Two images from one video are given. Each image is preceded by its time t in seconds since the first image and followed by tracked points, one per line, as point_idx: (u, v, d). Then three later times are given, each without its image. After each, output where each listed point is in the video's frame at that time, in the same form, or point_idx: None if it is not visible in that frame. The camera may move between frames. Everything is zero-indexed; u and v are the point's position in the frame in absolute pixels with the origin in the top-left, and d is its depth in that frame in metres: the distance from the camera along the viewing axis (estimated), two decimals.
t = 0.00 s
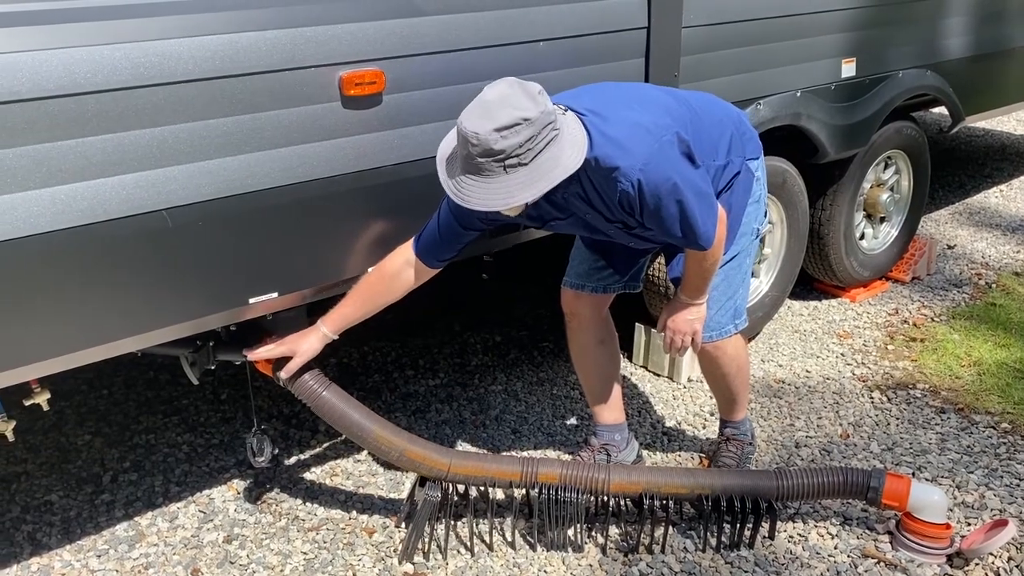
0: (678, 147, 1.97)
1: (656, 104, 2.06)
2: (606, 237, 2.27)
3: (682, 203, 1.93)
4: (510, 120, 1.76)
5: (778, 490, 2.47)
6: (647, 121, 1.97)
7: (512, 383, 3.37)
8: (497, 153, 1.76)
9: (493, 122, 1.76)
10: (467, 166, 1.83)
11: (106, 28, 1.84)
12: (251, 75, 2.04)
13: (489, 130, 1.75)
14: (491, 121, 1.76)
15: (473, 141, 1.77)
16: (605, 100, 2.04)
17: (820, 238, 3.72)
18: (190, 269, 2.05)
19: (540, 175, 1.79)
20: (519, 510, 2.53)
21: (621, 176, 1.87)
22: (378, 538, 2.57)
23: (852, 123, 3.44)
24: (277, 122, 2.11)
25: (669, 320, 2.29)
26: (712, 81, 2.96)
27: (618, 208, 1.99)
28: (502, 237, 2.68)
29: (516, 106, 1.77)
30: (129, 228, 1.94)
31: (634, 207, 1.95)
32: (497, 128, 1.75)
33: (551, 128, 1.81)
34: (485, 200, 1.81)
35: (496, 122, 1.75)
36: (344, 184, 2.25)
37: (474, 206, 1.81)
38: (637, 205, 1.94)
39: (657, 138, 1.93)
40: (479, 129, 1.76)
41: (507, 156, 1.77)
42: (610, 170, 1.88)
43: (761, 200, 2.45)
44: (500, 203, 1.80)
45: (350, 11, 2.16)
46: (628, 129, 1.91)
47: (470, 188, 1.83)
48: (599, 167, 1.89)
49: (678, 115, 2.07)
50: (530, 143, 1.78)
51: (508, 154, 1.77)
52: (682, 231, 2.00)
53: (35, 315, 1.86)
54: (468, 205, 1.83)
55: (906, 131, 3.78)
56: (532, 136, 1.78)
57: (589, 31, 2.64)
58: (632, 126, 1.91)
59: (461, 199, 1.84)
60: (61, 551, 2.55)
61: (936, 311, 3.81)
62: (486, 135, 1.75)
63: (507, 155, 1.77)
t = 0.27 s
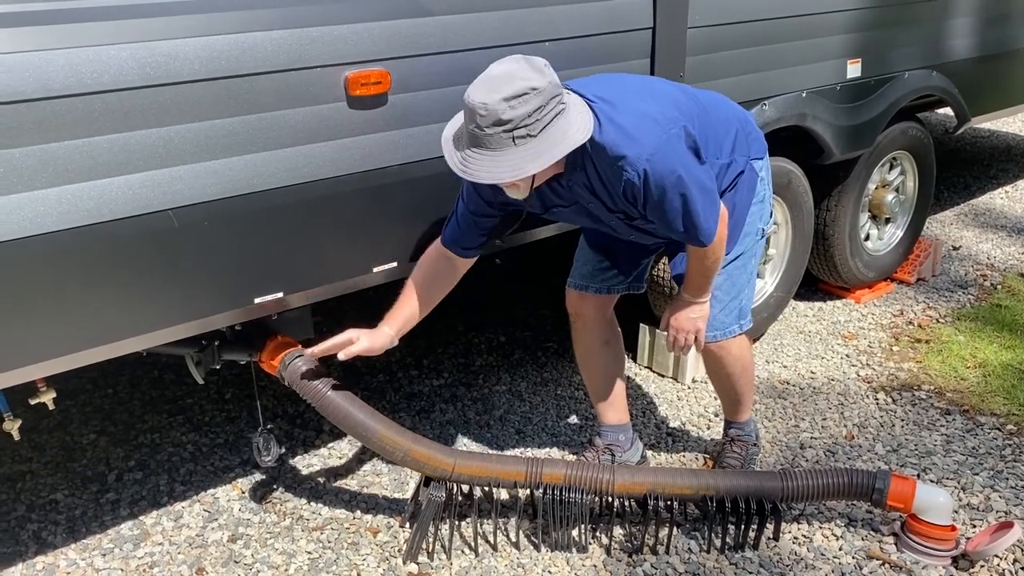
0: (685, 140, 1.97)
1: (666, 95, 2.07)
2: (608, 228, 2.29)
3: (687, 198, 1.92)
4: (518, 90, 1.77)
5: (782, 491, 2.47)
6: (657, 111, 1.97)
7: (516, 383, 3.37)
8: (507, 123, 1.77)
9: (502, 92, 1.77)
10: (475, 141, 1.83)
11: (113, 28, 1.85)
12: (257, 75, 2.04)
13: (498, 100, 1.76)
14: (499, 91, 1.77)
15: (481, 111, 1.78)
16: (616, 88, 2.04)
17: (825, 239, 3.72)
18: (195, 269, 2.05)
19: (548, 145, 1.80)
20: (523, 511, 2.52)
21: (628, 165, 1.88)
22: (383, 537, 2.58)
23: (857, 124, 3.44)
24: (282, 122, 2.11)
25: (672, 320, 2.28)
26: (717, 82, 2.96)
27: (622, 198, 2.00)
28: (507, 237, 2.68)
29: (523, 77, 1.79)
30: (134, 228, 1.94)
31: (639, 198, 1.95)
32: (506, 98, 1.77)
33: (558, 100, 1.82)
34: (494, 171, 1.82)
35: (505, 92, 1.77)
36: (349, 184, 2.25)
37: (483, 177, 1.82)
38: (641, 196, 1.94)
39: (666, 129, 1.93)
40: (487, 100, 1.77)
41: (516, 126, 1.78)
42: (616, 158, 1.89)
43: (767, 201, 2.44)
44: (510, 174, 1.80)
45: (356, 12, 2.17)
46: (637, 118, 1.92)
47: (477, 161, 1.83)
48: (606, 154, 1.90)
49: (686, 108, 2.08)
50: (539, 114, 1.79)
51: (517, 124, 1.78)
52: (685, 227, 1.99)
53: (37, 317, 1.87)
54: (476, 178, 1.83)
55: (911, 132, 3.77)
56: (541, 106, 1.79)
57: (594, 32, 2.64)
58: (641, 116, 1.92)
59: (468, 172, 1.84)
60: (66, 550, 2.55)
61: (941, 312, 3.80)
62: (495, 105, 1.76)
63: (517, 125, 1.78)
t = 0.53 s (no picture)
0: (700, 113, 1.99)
1: (684, 73, 2.10)
2: (622, 215, 2.30)
3: (702, 168, 1.92)
4: (523, 36, 1.88)
5: (794, 492, 2.47)
6: (673, 83, 2.00)
7: (525, 382, 3.36)
8: (524, 60, 1.85)
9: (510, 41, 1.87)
10: (494, 97, 1.88)
11: (126, 25, 1.85)
12: (269, 73, 2.04)
13: (510, 45, 1.85)
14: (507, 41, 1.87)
15: (498, 60, 1.85)
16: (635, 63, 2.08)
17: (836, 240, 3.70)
18: (207, 267, 2.05)
19: (568, 79, 1.88)
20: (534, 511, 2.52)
21: (641, 131, 1.90)
22: (392, 536, 2.57)
23: (868, 124, 3.42)
24: (294, 121, 2.11)
25: (690, 312, 2.26)
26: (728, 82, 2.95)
27: (636, 170, 2.01)
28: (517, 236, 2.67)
29: (524, 29, 1.91)
30: (146, 226, 1.94)
31: (652, 168, 1.96)
32: (516, 44, 1.86)
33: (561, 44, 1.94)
34: (526, 109, 1.85)
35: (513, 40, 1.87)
36: (361, 183, 2.25)
37: (517, 119, 1.84)
38: (654, 166, 1.95)
39: (681, 99, 1.95)
40: (501, 48, 1.86)
41: (532, 64, 1.86)
42: (630, 124, 1.91)
43: (784, 196, 2.42)
44: (542, 106, 1.84)
45: (368, 10, 2.16)
46: (653, 87, 1.94)
47: (507, 110, 1.87)
48: (619, 121, 1.92)
49: (704, 88, 2.10)
50: (549, 52, 1.89)
51: (534, 61, 1.86)
52: (699, 201, 1.98)
53: (46, 316, 1.87)
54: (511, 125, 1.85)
55: (922, 132, 3.76)
56: (548, 46, 1.89)
57: (605, 31, 2.64)
58: (657, 85, 1.95)
59: (502, 124, 1.86)
60: (76, 547, 2.56)
61: (952, 313, 3.79)
62: (508, 48, 1.85)
63: (533, 62, 1.86)
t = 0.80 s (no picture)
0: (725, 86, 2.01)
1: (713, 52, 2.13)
2: (643, 196, 2.32)
3: (726, 136, 1.93)
4: None
5: (810, 492, 2.46)
6: (700, 56, 2.03)
7: (539, 381, 3.36)
8: (548, 13, 1.89)
9: None
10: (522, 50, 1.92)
11: (147, 22, 1.85)
12: (289, 71, 2.04)
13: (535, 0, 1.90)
14: None
15: (523, 15, 1.90)
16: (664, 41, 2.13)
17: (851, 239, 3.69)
18: (224, 264, 2.05)
19: (592, 33, 1.90)
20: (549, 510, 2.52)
21: (666, 96, 1.93)
22: (407, 534, 2.57)
23: (885, 123, 3.41)
24: (313, 118, 2.11)
25: (718, 301, 2.27)
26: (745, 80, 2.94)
27: (661, 140, 2.03)
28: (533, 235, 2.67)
29: None
30: (166, 223, 1.95)
31: (676, 136, 1.97)
32: None
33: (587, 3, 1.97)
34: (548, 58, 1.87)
35: None
36: (378, 180, 2.25)
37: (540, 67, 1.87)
38: (677, 134, 1.97)
39: (706, 69, 1.98)
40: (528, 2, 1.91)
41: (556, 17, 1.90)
42: (655, 90, 1.94)
43: (810, 190, 2.40)
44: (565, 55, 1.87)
45: (387, 7, 2.16)
46: (679, 56, 1.98)
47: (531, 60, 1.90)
48: (645, 87, 1.96)
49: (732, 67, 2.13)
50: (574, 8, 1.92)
51: (558, 14, 1.89)
52: (723, 172, 1.98)
53: (55, 314, 1.86)
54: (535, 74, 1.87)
55: (939, 132, 3.74)
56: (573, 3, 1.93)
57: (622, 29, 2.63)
58: (683, 54, 1.99)
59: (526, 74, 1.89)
60: (92, 543, 2.57)
61: (968, 314, 3.77)
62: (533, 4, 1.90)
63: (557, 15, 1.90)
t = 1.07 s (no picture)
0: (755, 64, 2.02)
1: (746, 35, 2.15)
2: (664, 176, 2.31)
3: (751, 111, 1.93)
4: None
5: (826, 494, 2.44)
6: (734, 33, 2.05)
7: (552, 380, 3.35)
8: None
9: None
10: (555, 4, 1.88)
11: (166, 19, 1.85)
12: (306, 69, 2.04)
13: None
14: None
15: None
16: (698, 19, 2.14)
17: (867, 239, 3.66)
18: (240, 262, 2.05)
19: None
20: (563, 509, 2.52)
21: (697, 64, 1.94)
22: (420, 532, 2.57)
23: (903, 123, 3.38)
24: (330, 116, 2.11)
25: (725, 289, 2.26)
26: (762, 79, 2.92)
27: (687, 113, 2.03)
28: (549, 234, 2.67)
29: None
30: (184, 220, 1.95)
31: (703, 107, 1.98)
32: None
33: None
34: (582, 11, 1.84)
35: None
36: (394, 178, 2.25)
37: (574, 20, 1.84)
38: (705, 106, 1.97)
39: (739, 44, 2.00)
40: None
41: None
42: (687, 56, 1.95)
43: (835, 190, 2.39)
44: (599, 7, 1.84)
45: (404, 5, 2.16)
46: (712, 28, 2.00)
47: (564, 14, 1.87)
48: (676, 54, 1.96)
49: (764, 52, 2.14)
50: None
51: None
52: (745, 149, 1.97)
53: (60, 314, 1.85)
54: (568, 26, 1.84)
55: (956, 132, 3.71)
56: None
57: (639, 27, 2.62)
58: (717, 28, 2.00)
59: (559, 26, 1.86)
60: (107, 538, 2.58)
61: (985, 316, 3.74)
62: None
63: None
